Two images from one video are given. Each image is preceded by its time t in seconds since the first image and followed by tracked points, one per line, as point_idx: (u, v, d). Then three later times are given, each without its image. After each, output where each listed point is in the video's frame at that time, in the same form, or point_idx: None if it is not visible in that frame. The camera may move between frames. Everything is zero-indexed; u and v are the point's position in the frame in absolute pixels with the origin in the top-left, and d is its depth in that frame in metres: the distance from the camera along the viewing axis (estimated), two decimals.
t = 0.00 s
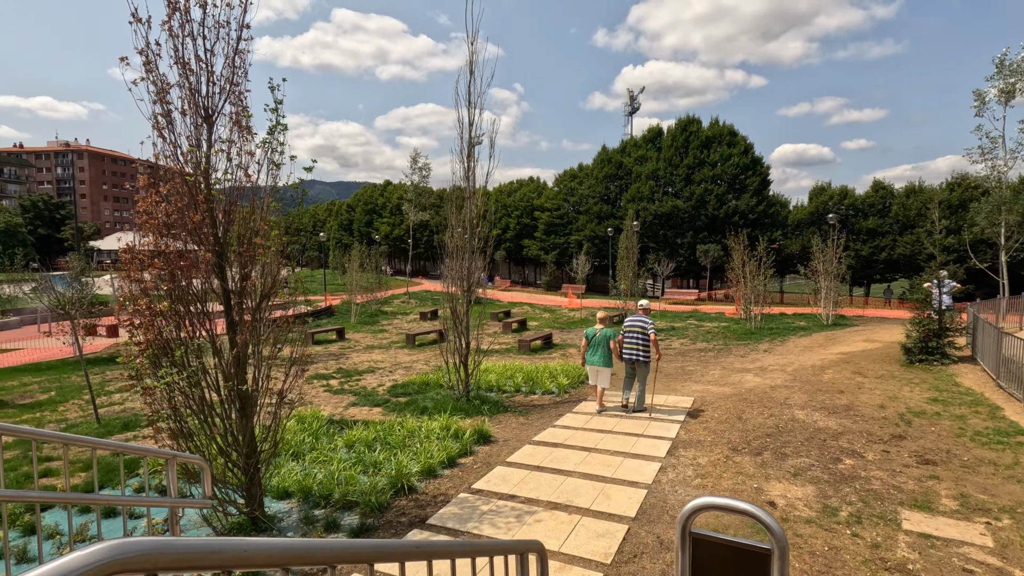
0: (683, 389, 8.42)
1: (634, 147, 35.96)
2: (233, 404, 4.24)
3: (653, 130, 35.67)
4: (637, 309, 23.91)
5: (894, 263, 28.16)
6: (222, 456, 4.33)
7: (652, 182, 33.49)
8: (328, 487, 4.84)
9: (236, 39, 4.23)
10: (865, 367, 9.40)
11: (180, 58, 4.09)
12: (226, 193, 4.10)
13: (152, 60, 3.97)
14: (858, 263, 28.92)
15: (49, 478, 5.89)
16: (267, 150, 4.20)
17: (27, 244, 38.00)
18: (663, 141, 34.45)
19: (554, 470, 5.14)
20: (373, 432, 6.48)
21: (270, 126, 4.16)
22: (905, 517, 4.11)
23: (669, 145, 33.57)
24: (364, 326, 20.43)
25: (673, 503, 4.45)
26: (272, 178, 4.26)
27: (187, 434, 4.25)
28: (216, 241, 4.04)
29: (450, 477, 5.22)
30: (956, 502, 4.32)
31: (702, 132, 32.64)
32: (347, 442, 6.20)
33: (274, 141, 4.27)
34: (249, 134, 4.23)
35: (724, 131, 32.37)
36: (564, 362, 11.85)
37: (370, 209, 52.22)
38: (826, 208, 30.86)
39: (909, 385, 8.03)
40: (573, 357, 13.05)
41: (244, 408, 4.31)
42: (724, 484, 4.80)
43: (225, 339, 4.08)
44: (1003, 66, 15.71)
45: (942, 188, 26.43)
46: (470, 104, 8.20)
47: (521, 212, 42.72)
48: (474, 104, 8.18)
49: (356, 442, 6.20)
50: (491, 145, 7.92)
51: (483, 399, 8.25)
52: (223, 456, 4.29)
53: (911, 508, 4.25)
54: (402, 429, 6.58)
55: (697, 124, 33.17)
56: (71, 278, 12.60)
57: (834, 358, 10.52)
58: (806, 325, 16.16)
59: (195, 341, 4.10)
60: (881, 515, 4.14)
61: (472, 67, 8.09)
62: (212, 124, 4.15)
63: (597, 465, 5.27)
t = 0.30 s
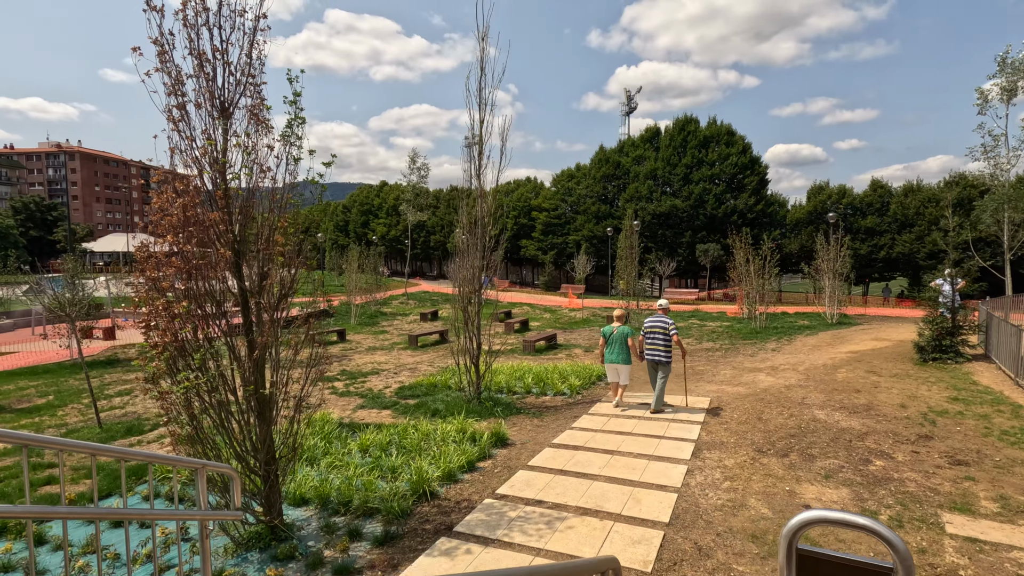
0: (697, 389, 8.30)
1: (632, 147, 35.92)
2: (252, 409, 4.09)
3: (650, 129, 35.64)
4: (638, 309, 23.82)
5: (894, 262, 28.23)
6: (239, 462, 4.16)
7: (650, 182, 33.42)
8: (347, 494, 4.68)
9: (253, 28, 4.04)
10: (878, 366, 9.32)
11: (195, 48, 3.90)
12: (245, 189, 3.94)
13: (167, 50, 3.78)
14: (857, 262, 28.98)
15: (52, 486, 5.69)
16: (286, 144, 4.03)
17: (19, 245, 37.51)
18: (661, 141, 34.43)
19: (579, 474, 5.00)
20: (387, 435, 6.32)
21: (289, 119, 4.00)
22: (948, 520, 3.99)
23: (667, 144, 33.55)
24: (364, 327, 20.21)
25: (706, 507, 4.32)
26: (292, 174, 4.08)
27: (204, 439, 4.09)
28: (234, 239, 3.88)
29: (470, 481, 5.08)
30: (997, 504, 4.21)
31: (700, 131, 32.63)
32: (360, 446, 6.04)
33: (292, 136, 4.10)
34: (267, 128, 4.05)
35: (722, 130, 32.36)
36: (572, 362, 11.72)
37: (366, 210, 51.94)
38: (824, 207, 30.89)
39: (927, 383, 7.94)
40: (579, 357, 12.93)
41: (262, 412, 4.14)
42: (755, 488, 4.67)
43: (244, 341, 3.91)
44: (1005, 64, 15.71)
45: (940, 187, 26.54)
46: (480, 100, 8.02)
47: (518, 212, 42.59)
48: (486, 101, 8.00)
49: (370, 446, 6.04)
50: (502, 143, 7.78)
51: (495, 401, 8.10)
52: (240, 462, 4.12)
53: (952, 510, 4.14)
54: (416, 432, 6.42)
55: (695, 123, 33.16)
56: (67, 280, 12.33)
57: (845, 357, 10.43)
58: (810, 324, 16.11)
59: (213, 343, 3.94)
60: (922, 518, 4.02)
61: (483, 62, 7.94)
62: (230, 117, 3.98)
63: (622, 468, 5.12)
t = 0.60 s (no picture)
0: (691, 388, 8.27)
1: (611, 146, 36.08)
2: (249, 419, 3.87)
3: (629, 129, 35.84)
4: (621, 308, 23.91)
5: (868, 260, 28.89)
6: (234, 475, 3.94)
7: (630, 181, 33.57)
8: (346, 506, 4.50)
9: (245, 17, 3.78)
10: (865, 363, 9.44)
11: (183, 37, 3.63)
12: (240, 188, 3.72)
13: (153, 40, 3.51)
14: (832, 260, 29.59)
15: (24, 502, 5.35)
16: (283, 140, 3.80)
17: None
18: (640, 140, 34.64)
19: (585, 479, 4.89)
20: (382, 441, 6.14)
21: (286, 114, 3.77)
22: (959, 520, 3.99)
23: (647, 144, 33.76)
24: (346, 328, 19.84)
25: (717, 511, 4.25)
26: (288, 171, 3.86)
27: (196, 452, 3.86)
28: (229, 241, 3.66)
29: (473, 489, 4.93)
30: (1004, 502, 4.24)
31: (679, 131, 32.91)
32: (354, 453, 5.84)
33: (289, 132, 3.87)
34: (261, 122, 3.82)
35: (700, 130, 32.70)
36: (561, 363, 11.62)
37: (343, 209, 51.16)
38: (800, 206, 31.43)
39: (915, 380, 8.06)
40: (567, 357, 12.84)
41: (258, 423, 3.93)
42: (763, 489, 4.62)
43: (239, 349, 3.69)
44: (977, 67, 16.12)
45: (911, 186, 27.27)
46: (472, 97, 7.83)
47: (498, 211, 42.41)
48: (478, 97, 7.82)
49: (365, 453, 5.84)
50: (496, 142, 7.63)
51: (489, 403, 7.95)
52: (235, 476, 3.90)
53: (962, 510, 4.14)
54: (412, 437, 6.24)
55: (674, 123, 33.45)
56: (33, 282, 11.76)
57: (831, 354, 10.54)
58: (792, 322, 16.35)
59: (207, 352, 3.71)
60: (933, 519, 4.02)
61: (474, 57, 7.77)
62: (220, 111, 3.73)
63: (628, 472, 5.03)
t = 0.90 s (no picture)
0: (676, 384, 8.28)
1: (585, 145, 36.23)
2: (234, 425, 3.65)
3: (603, 128, 36.07)
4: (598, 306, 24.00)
5: (835, 257, 29.69)
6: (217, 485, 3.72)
7: (605, 180, 33.76)
8: (335, 514, 4.28)
9: None
10: (843, 357, 9.62)
11: (158, 16, 3.36)
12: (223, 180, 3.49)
13: (126, 17, 3.24)
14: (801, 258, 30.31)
15: None
16: (268, 129, 3.58)
17: None
18: (614, 140, 34.87)
19: (581, 480, 4.79)
20: (369, 444, 5.92)
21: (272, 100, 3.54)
22: (954, 511, 4.03)
23: (620, 143, 33.98)
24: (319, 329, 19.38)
25: (717, 509, 4.20)
26: (274, 161, 3.63)
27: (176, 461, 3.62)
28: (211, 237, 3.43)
29: (466, 492, 4.78)
30: (994, 492, 4.30)
31: (652, 131, 33.26)
32: (338, 458, 5.60)
33: (274, 121, 3.65)
34: (244, 109, 3.58)
35: (672, 130, 33.10)
36: (544, 361, 11.52)
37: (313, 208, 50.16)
38: (770, 206, 32.08)
39: (892, 374, 8.23)
40: (548, 355, 12.76)
41: (243, 429, 3.70)
42: (761, 485, 4.59)
43: (223, 351, 3.46)
44: (940, 70, 16.68)
45: (875, 186, 28.14)
46: (456, 90, 7.66)
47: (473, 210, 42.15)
48: (461, 91, 7.64)
49: (349, 459, 5.60)
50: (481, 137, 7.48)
51: (474, 404, 7.79)
52: (219, 485, 3.68)
53: (955, 500, 4.19)
54: (399, 440, 6.04)
55: (647, 123, 33.78)
56: None
57: (809, 349, 10.71)
58: (767, 319, 16.63)
59: (188, 355, 3.47)
60: (929, 510, 4.04)
61: (457, 50, 7.58)
62: (199, 96, 3.48)
63: (623, 471, 4.95)
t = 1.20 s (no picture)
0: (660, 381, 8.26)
1: (560, 143, 36.24)
2: (210, 434, 3.43)
3: (577, 126, 36.15)
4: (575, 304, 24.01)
5: (804, 254, 30.37)
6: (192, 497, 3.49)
7: (579, 178, 33.83)
8: (318, 524, 4.08)
9: None
10: (820, 352, 9.77)
11: None
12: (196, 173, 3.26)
13: None
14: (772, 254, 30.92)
15: None
16: (246, 118, 3.36)
17: None
18: (588, 137, 34.96)
19: (573, 482, 4.69)
20: (350, 449, 5.70)
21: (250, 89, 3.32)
22: (944, 505, 4.05)
23: (595, 141, 34.09)
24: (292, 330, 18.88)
25: (712, 508, 4.14)
26: (253, 153, 3.41)
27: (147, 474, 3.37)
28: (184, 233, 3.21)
29: (455, 497, 4.63)
30: (980, 485, 4.35)
31: (625, 129, 33.46)
32: (317, 464, 5.38)
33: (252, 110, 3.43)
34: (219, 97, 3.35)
35: (646, 128, 33.37)
36: (525, 360, 11.41)
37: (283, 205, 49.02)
38: (741, 204, 32.59)
39: (869, 368, 8.37)
40: (528, 354, 12.64)
41: (221, 438, 3.48)
42: (753, 484, 4.56)
43: (199, 356, 3.23)
44: (905, 72, 17.12)
45: (842, 184, 28.88)
46: (436, 83, 7.45)
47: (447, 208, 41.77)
48: (442, 85, 7.44)
49: (330, 465, 5.38)
50: (462, 132, 7.32)
51: (458, 405, 7.62)
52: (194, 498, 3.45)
53: (944, 494, 4.21)
54: (382, 444, 5.83)
55: (620, 121, 33.98)
56: None
57: (786, 345, 10.84)
58: (743, 315, 16.86)
59: (159, 360, 3.23)
60: (920, 504, 4.06)
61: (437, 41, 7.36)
62: (169, 81, 3.24)
63: (614, 471, 4.87)
